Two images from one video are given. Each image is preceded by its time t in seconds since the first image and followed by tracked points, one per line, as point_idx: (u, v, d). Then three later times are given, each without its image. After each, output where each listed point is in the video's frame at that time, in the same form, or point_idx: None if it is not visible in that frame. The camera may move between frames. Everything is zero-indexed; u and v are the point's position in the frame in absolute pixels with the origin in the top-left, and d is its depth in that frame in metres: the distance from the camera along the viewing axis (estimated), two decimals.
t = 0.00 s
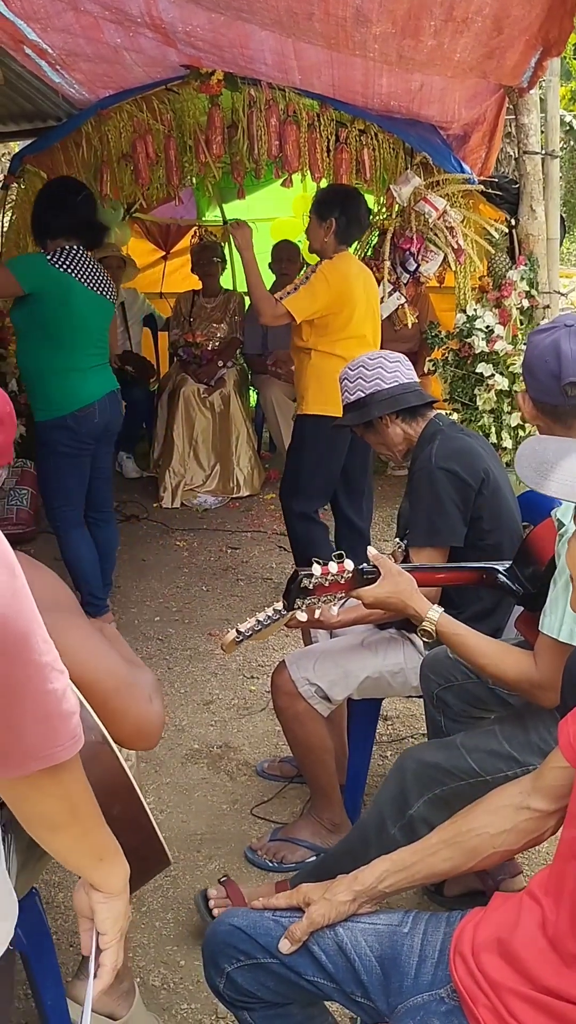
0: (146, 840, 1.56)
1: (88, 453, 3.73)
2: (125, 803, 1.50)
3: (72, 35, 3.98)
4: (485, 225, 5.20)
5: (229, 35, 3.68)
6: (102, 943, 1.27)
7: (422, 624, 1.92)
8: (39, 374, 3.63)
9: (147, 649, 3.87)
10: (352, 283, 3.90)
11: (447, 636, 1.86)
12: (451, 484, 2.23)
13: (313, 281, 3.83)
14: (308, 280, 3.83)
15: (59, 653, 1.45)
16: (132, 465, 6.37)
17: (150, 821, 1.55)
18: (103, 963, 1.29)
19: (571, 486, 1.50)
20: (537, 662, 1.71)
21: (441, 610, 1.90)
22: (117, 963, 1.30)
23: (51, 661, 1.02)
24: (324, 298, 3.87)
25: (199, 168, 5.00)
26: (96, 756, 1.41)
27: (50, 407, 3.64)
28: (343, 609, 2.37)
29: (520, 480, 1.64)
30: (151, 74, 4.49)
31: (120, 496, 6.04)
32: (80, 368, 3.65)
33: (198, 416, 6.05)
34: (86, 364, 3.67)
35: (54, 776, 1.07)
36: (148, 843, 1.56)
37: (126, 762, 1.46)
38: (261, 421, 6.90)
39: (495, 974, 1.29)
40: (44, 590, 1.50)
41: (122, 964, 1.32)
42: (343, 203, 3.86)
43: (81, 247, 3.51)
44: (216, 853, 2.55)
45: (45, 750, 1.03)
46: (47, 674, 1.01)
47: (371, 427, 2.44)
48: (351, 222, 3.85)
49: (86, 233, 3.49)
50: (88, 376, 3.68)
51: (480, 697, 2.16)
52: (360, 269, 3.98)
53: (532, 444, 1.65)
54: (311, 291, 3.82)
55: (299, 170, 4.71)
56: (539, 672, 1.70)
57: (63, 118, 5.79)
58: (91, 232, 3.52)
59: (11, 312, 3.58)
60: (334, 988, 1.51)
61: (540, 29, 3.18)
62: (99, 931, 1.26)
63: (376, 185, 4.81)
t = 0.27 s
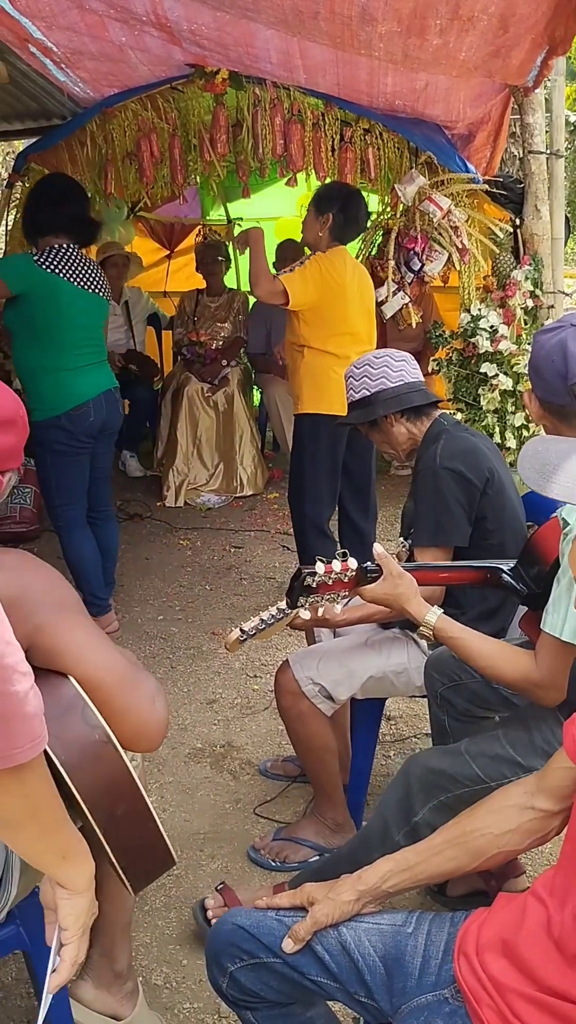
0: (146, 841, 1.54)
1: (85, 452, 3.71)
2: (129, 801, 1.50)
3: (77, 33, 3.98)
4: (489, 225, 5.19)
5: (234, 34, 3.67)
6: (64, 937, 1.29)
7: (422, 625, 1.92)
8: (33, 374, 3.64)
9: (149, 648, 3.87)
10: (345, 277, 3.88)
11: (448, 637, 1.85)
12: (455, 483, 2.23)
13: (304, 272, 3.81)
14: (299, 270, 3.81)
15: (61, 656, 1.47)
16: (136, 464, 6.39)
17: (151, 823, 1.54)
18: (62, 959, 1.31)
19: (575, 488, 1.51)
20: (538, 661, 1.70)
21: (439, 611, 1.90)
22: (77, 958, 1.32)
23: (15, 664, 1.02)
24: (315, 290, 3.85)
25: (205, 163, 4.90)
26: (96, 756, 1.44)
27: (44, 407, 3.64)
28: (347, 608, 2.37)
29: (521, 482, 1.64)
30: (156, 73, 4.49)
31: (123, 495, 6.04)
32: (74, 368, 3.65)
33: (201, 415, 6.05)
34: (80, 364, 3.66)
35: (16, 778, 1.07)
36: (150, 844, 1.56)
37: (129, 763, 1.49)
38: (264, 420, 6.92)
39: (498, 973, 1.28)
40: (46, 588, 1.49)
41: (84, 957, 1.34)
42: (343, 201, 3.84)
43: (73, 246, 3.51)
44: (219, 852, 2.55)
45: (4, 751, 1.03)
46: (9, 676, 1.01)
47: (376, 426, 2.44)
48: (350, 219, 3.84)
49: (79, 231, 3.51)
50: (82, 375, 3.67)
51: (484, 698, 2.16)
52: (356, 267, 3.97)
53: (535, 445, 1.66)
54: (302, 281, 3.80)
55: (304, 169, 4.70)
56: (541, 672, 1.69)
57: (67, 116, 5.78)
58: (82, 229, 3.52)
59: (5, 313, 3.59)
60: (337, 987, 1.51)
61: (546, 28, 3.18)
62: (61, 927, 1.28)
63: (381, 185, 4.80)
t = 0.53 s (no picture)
0: (147, 838, 1.53)
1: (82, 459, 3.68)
2: (138, 800, 1.49)
3: (86, 32, 3.98)
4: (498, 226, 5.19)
5: (243, 33, 3.67)
6: (50, 939, 1.29)
7: (429, 629, 1.91)
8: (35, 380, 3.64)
9: (155, 647, 3.87)
10: (346, 279, 3.86)
11: (455, 639, 1.85)
12: (464, 485, 2.22)
13: (303, 275, 3.79)
14: (298, 274, 3.80)
15: (67, 653, 1.47)
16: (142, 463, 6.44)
17: (159, 824, 1.53)
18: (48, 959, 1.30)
19: None
20: (545, 664, 1.68)
21: (447, 616, 1.89)
22: (63, 960, 1.31)
23: None
24: (315, 294, 3.83)
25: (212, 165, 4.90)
26: (104, 755, 1.45)
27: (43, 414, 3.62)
28: (354, 609, 2.36)
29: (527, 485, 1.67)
30: (164, 73, 4.50)
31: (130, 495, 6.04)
32: (75, 376, 3.64)
33: (208, 415, 6.04)
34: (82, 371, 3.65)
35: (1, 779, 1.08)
36: (155, 846, 1.55)
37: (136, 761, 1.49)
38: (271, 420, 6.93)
39: (505, 975, 1.28)
40: (52, 584, 1.50)
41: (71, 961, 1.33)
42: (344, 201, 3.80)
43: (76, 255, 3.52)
44: (224, 853, 2.55)
45: None
46: None
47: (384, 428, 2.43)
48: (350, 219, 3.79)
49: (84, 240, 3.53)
50: (83, 383, 3.67)
51: (491, 700, 2.15)
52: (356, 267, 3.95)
53: (541, 448, 1.71)
54: (302, 285, 3.79)
55: (312, 169, 4.70)
56: (549, 675, 1.69)
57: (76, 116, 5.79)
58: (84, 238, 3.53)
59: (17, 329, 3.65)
60: (343, 989, 1.50)
61: (556, 28, 3.17)
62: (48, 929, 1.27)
63: (389, 185, 4.80)
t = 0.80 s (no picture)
0: (153, 838, 1.52)
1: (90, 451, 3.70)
2: (143, 793, 1.49)
3: (93, 31, 3.98)
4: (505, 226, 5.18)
5: (250, 33, 3.67)
6: (43, 934, 1.28)
7: (436, 628, 1.91)
8: (40, 375, 3.65)
9: (161, 647, 3.87)
10: (343, 280, 3.83)
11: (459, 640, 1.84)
12: (470, 485, 2.22)
13: (300, 278, 3.77)
14: (294, 276, 3.77)
15: (73, 649, 1.46)
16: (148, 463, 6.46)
17: (165, 821, 1.53)
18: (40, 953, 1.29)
19: None
20: (550, 665, 1.68)
21: (454, 617, 1.89)
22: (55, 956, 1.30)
23: None
24: (312, 296, 3.80)
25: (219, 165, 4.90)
26: (109, 750, 1.45)
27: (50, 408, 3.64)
28: (359, 608, 2.35)
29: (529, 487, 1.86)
30: (171, 72, 4.50)
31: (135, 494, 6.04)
32: (80, 370, 3.65)
33: (214, 415, 6.04)
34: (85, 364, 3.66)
35: None
36: (161, 845, 1.55)
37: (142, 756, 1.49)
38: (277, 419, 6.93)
39: (511, 976, 1.27)
40: (60, 581, 1.48)
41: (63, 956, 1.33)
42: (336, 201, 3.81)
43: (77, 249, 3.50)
44: (230, 852, 2.54)
45: None
46: None
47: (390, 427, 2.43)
48: (343, 219, 3.80)
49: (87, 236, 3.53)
50: (89, 376, 3.68)
51: (497, 700, 2.15)
52: (353, 268, 3.92)
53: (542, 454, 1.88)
54: (298, 287, 3.76)
55: (319, 169, 4.70)
56: (555, 676, 1.68)
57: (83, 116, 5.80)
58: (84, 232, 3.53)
59: (10, 316, 3.63)
60: (348, 989, 1.50)
61: (564, 26, 3.16)
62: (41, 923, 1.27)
63: (396, 185, 4.80)
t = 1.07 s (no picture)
0: (162, 835, 1.52)
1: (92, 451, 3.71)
2: (148, 784, 1.49)
3: (102, 31, 3.99)
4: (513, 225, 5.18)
5: (259, 32, 3.67)
6: (57, 943, 1.29)
7: (444, 629, 1.90)
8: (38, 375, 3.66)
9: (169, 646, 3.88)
10: (340, 280, 3.80)
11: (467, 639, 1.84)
12: (479, 483, 2.21)
13: (297, 279, 3.72)
14: (291, 278, 3.73)
15: (80, 636, 1.46)
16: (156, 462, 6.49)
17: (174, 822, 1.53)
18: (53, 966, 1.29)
19: None
20: (559, 665, 1.68)
21: (462, 617, 1.88)
22: (68, 967, 1.31)
23: (13, 670, 1.03)
24: (310, 296, 3.76)
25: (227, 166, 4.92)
26: (116, 738, 1.45)
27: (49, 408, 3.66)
28: (368, 607, 2.35)
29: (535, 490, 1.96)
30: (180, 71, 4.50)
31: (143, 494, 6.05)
32: (78, 369, 3.66)
33: (222, 415, 6.04)
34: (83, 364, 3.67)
35: (11, 784, 1.07)
36: (170, 844, 1.56)
37: (148, 745, 1.49)
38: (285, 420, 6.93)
39: (521, 976, 1.27)
40: (69, 568, 1.48)
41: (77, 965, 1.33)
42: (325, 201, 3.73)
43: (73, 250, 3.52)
44: (238, 852, 2.54)
45: None
46: (7, 680, 1.01)
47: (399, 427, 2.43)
48: (333, 218, 3.72)
49: (84, 238, 3.55)
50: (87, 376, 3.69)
51: (506, 700, 2.14)
52: (348, 268, 3.88)
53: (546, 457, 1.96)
54: (295, 289, 3.72)
55: (327, 168, 4.70)
56: (562, 675, 1.68)
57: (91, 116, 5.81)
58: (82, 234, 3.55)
59: (7, 317, 3.67)
60: (358, 989, 1.49)
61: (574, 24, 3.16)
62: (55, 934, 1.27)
63: (404, 184, 4.80)
